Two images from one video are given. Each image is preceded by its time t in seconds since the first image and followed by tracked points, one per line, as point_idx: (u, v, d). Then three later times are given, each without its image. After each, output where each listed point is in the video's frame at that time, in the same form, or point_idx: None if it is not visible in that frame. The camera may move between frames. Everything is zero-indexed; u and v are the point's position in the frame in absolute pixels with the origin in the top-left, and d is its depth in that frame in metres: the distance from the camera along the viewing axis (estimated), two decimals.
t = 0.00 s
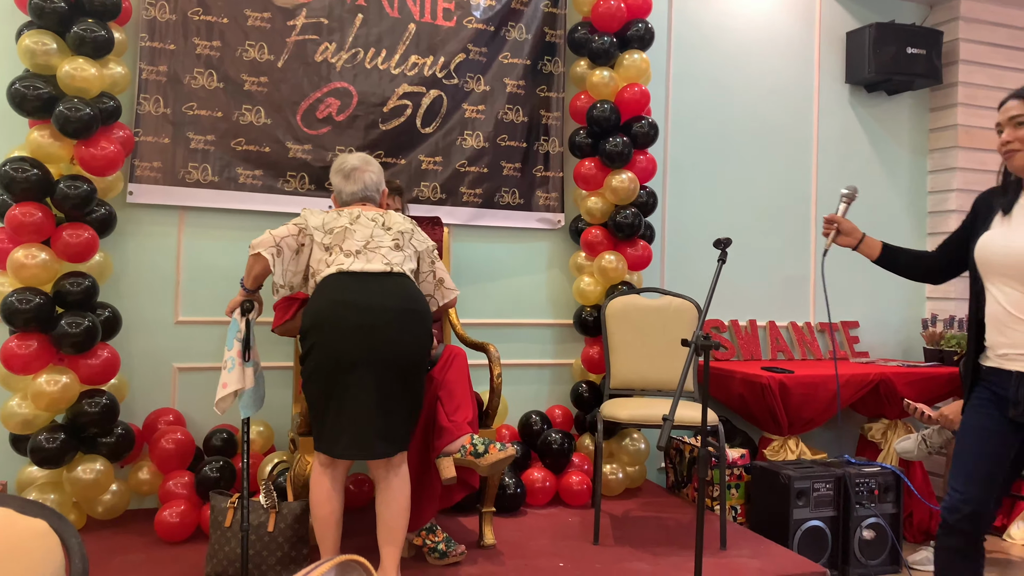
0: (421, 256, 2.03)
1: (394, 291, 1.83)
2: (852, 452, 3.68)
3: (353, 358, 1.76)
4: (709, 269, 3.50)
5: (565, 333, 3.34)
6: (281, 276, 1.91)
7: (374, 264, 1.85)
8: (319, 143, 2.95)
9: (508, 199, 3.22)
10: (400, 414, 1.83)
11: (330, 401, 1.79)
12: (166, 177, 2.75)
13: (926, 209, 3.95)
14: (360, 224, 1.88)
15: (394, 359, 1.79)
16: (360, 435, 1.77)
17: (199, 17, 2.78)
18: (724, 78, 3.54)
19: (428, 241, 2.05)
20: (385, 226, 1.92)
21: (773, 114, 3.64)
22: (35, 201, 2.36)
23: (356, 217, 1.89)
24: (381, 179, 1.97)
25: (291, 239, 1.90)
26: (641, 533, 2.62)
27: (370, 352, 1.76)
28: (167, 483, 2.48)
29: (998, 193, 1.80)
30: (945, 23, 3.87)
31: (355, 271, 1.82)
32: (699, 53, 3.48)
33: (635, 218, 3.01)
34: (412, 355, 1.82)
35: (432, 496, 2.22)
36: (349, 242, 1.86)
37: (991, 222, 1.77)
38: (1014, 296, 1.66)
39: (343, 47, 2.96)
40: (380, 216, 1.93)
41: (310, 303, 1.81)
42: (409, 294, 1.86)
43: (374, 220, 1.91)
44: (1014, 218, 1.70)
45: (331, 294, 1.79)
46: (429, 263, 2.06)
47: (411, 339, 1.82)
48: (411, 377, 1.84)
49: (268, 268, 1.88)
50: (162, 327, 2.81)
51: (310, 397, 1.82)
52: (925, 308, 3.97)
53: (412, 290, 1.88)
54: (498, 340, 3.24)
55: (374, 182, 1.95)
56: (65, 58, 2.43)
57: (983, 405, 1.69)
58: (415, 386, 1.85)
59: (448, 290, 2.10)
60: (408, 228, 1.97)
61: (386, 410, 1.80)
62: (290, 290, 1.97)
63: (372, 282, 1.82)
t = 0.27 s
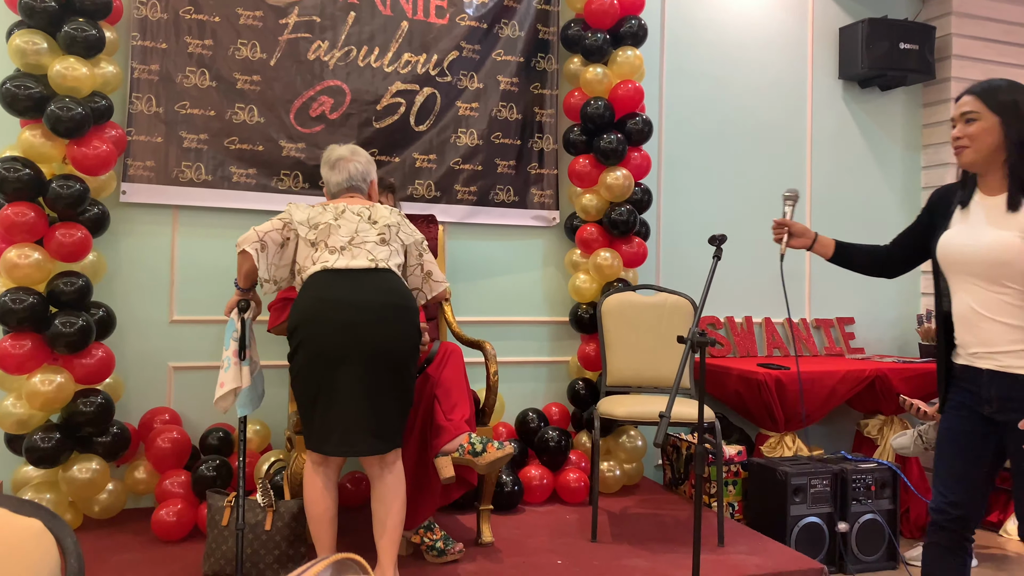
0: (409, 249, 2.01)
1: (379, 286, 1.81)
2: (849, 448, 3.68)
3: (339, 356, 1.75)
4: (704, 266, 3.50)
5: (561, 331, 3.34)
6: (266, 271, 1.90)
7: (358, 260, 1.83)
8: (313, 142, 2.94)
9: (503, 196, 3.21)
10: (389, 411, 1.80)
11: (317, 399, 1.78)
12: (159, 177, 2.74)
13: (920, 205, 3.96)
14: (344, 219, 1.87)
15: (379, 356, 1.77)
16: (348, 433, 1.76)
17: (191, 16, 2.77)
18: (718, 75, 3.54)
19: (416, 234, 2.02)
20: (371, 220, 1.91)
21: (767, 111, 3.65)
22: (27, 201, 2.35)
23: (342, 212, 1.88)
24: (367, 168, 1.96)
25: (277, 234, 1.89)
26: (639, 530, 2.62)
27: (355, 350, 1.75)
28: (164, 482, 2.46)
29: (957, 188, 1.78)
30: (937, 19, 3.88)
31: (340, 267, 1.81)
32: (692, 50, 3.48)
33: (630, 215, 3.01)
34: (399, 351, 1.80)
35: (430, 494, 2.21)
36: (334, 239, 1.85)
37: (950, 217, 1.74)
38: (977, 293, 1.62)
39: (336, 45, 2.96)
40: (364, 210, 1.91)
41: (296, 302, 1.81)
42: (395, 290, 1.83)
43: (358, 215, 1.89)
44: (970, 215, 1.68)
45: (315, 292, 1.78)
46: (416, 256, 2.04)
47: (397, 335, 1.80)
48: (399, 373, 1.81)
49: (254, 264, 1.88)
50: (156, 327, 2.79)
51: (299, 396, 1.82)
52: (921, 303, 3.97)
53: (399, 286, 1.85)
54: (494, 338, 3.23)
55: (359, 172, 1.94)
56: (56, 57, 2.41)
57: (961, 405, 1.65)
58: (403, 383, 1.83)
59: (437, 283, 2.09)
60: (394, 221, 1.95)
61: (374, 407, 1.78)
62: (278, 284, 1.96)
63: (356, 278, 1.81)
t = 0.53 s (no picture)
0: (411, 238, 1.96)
1: (376, 283, 1.80)
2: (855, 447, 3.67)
3: (336, 354, 1.75)
4: (710, 264, 3.49)
5: (566, 329, 3.33)
6: (261, 260, 1.92)
7: (353, 257, 1.81)
8: (318, 140, 2.94)
9: (508, 194, 3.21)
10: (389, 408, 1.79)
11: (318, 399, 1.79)
12: (166, 174, 2.75)
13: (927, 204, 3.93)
14: (342, 212, 1.85)
15: (377, 354, 1.76)
16: (346, 430, 1.75)
17: (197, 14, 2.78)
18: (724, 73, 3.53)
19: (419, 221, 1.96)
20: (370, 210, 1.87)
21: (773, 109, 3.63)
22: (34, 198, 2.36)
23: (341, 203, 1.86)
24: (371, 148, 1.94)
25: (274, 223, 1.91)
26: (643, 529, 2.61)
27: (352, 348, 1.75)
28: (170, 478, 2.48)
29: (923, 187, 1.77)
30: (946, 16, 3.85)
31: (335, 263, 1.80)
32: (698, 48, 3.47)
33: (635, 213, 3.00)
34: (396, 348, 1.79)
35: (437, 493, 2.20)
36: (332, 233, 1.84)
37: (919, 215, 1.72)
38: (947, 294, 1.61)
39: (342, 43, 2.96)
40: (363, 200, 1.86)
41: (295, 301, 1.82)
42: (393, 286, 1.81)
43: (355, 206, 1.85)
44: (936, 214, 1.67)
45: (312, 292, 1.79)
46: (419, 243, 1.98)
47: (395, 333, 1.79)
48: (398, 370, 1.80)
49: (250, 256, 1.90)
50: (162, 324, 2.81)
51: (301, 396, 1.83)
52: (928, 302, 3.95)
53: (397, 282, 1.83)
54: (499, 336, 3.23)
55: (362, 153, 1.93)
56: (63, 55, 2.43)
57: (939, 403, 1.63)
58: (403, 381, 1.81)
59: (440, 271, 2.04)
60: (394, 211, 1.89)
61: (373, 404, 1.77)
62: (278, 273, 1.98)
63: (354, 275, 1.79)
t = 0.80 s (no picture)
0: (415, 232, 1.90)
1: (375, 285, 1.79)
2: (862, 451, 3.66)
3: (336, 358, 1.75)
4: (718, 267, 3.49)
5: (573, 330, 3.33)
6: (259, 250, 1.94)
7: (351, 257, 1.79)
8: (327, 139, 2.95)
9: (515, 195, 3.21)
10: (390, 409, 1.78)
11: (318, 402, 1.79)
12: (175, 173, 2.76)
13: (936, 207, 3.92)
14: (342, 209, 1.81)
15: (376, 356, 1.76)
16: (346, 433, 1.75)
17: (206, 13, 2.79)
18: (732, 75, 3.52)
19: (424, 214, 1.88)
20: (370, 206, 1.82)
21: (781, 111, 3.62)
22: (45, 196, 2.37)
23: (341, 199, 1.82)
24: (381, 134, 1.91)
25: (272, 215, 1.91)
26: (649, 531, 2.61)
27: (350, 351, 1.75)
28: (177, 476, 2.48)
29: (908, 188, 1.77)
30: (955, 19, 3.84)
31: (334, 263, 1.79)
32: (707, 49, 3.47)
33: (643, 215, 3.00)
34: (395, 351, 1.78)
35: (446, 495, 2.19)
36: (333, 231, 1.81)
37: (904, 219, 1.73)
38: (934, 298, 1.61)
39: (351, 43, 2.96)
40: (363, 195, 1.82)
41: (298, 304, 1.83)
42: (392, 288, 1.79)
43: (354, 203, 1.81)
44: (921, 218, 1.68)
45: (313, 294, 1.79)
46: (423, 237, 1.92)
47: (394, 334, 1.77)
48: (399, 372, 1.79)
49: (250, 247, 1.92)
50: (171, 322, 2.82)
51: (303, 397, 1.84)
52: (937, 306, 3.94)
53: (397, 282, 1.81)
54: (506, 337, 3.24)
55: (371, 139, 1.91)
56: (74, 54, 2.44)
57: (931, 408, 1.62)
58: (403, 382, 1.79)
59: (444, 264, 1.96)
60: (395, 206, 1.83)
61: (373, 407, 1.76)
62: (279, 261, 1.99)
63: (355, 278, 1.78)
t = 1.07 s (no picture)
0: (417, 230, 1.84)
1: (373, 288, 1.76)
2: (862, 454, 3.66)
3: (333, 359, 1.75)
4: (719, 270, 3.49)
5: (574, 332, 3.33)
6: (264, 248, 1.95)
7: (351, 259, 1.77)
8: (330, 139, 2.94)
9: (518, 196, 3.21)
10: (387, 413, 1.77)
11: (318, 402, 1.80)
12: (177, 171, 2.75)
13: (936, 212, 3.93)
14: (342, 208, 1.78)
15: (372, 360, 1.74)
16: (342, 434, 1.75)
17: (210, 12, 2.78)
18: (735, 78, 3.53)
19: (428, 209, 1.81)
20: (368, 205, 1.78)
21: (783, 115, 3.63)
22: (47, 193, 2.36)
23: (341, 198, 1.79)
24: (393, 125, 1.90)
25: (276, 213, 1.91)
26: (651, 533, 2.61)
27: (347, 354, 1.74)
28: (177, 476, 2.47)
29: (897, 190, 1.78)
30: (957, 25, 3.86)
31: (334, 265, 1.77)
32: (710, 52, 3.47)
33: (645, 217, 3.00)
34: (393, 354, 1.75)
35: (447, 503, 2.17)
36: (334, 232, 1.79)
37: (895, 219, 1.74)
38: (927, 303, 1.61)
39: (354, 42, 2.96)
40: (364, 194, 1.78)
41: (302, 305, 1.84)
42: (390, 291, 1.76)
43: (354, 201, 1.78)
44: (911, 222, 1.68)
45: (314, 295, 1.79)
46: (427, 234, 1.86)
47: (391, 338, 1.75)
48: (397, 376, 1.76)
49: (255, 247, 1.94)
50: (171, 321, 2.80)
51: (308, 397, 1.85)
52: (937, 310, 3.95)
53: (395, 284, 1.78)
54: (507, 338, 3.23)
55: (383, 129, 1.90)
56: (77, 51, 2.42)
57: (926, 418, 1.62)
58: (402, 387, 1.77)
59: (445, 261, 1.87)
60: (395, 203, 1.78)
61: (369, 409, 1.75)
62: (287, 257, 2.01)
63: (353, 279, 1.77)
